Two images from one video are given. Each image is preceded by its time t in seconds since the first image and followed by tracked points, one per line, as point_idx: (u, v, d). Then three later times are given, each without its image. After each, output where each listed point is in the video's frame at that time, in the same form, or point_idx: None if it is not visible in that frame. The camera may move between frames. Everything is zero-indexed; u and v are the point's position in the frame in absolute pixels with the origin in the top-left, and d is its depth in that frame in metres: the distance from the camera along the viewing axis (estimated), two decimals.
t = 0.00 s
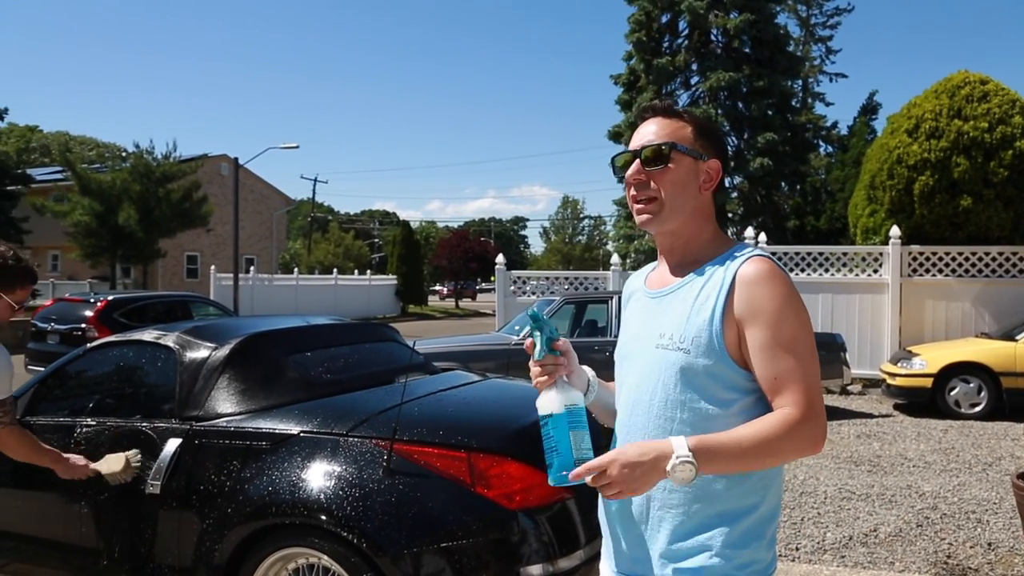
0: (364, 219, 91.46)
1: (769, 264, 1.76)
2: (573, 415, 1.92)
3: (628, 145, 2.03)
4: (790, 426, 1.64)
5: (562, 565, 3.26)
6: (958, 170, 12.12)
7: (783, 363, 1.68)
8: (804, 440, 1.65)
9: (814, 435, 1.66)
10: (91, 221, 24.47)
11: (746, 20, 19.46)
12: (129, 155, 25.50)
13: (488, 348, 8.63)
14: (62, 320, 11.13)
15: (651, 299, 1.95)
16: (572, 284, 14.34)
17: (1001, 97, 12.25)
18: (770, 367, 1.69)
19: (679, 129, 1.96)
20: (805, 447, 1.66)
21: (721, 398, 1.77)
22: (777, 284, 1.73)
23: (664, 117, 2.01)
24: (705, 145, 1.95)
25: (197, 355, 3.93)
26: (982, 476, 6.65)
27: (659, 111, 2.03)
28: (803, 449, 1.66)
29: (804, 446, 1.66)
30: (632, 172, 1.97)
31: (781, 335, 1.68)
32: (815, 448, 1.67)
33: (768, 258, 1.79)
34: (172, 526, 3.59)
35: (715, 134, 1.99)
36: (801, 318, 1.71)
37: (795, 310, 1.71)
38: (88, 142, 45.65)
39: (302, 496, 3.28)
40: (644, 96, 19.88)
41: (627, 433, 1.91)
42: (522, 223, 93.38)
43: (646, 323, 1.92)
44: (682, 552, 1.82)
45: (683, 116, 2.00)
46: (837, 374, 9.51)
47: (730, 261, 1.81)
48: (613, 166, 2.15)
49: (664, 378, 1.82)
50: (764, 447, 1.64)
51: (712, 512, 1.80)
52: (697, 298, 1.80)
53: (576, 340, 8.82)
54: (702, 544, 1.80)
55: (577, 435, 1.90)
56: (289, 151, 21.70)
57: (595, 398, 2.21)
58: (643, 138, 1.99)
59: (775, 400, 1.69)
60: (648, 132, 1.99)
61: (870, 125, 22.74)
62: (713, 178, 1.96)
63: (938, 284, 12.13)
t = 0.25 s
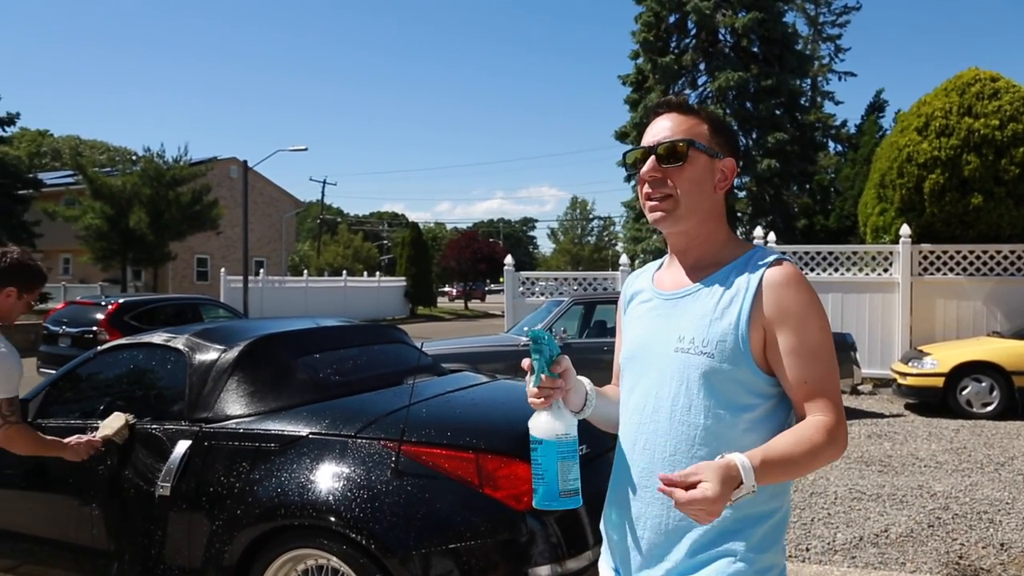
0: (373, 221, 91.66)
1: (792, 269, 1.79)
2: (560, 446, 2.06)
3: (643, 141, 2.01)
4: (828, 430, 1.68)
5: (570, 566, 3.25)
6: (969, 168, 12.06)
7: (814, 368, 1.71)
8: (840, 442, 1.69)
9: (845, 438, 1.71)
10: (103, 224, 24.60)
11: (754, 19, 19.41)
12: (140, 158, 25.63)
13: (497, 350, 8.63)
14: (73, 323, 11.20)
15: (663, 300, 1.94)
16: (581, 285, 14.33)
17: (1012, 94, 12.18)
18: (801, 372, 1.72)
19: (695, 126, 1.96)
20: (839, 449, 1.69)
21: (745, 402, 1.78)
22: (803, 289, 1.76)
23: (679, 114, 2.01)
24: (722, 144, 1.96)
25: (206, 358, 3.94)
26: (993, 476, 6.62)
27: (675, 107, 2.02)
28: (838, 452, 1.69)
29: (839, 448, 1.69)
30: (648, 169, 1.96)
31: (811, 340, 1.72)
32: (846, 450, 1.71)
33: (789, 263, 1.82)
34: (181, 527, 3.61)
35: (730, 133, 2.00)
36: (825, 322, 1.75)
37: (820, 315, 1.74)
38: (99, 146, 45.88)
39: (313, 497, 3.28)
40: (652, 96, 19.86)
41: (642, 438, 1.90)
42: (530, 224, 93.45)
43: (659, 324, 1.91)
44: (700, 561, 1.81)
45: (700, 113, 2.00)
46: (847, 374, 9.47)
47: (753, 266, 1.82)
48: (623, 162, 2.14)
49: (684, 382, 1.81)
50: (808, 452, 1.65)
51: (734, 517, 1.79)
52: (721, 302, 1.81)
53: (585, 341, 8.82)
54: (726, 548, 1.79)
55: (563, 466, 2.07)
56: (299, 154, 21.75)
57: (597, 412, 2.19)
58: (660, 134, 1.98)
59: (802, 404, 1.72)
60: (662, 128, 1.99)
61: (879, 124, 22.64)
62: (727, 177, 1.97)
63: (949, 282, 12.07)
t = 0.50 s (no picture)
0: (391, 223, 91.97)
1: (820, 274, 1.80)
2: (576, 457, 2.08)
3: (669, 134, 2.00)
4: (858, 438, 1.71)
5: (589, 567, 3.25)
6: (991, 166, 11.95)
7: (841, 374, 1.74)
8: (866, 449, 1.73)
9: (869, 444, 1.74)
10: (124, 228, 24.84)
11: (772, 18, 19.30)
12: (160, 162, 25.87)
13: (515, 351, 8.64)
14: (95, 325, 11.31)
15: (685, 300, 1.92)
16: (599, 286, 14.31)
17: None
18: (830, 380, 1.74)
19: (725, 120, 1.96)
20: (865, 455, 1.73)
21: (771, 407, 1.79)
22: (830, 295, 1.78)
23: (708, 107, 2.01)
24: (751, 140, 1.97)
25: (225, 359, 3.97)
26: (1017, 478, 6.54)
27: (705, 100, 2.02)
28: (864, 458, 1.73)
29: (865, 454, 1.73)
30: (676, 163, 1.94)
31: (838, 348, 1.74)
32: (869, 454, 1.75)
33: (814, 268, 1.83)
34: (202, 528, 3.63)
35: (757, 130, 2.01)
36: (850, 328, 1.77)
37: (846, 322, 1.77)
38: (121, 150, 46.35)
39: (332, 498, 3.30)
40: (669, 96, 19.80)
41: (664, 442, 1.89)
42: (547, 225, 93.41)
43: (682, 327, 1.89)
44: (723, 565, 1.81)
45: (729, 108, 2.00)
46: (868, 375, 9.39)
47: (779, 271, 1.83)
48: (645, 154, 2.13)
49: (711, 387, 1.80)
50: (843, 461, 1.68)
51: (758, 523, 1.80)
52: (749, 306, 1.80)
53: (603, 342, 8.80)
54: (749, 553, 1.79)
55: (581, 477, 2.09)
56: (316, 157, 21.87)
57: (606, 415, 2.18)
58: (688, 127, 1.98)
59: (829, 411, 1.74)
60: (690, 121, 1.99)
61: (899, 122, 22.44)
62: (756, 174, 1.97)
63: (971, 282, 11.95)
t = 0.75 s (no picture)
0: (405, 226, 92.23)
1: (836, 280, 1.80)
2: (569, 451, 2.10)
3: (686, 134, 2.00)
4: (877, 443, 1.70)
5: (603, 569, 3.25)
6: (1009, 167, 11.83)
7: (857, 381, 1.73)
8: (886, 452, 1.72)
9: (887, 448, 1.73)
10: (141, 231, 25.03)
11: (787, 19, 19.23)
12: (178, 166, 26.07)
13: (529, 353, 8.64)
14: (112, 328, 11.41)
15: (700, 306, 1.92)
16: (613, 288, 14.29)
17: None
18: (847, 386, 1.73)
19: (742, 121, 1.96)
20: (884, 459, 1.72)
21: (788, 413, 1.78)
22: (847, 301, 1.77)
23: (727, 106, 2.00)
24: (769, 141, 1.96)
25: (241, 362, 4.00)
26: None
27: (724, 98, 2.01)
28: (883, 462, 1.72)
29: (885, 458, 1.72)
30: (692, 165, 1.95)
31: (854, 355, 1.74)
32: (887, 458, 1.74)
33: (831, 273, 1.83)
34: (218, 529, 3.66)
35: (776, 131, 2.00)
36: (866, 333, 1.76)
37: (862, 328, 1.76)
38: (139, 155, 46.75)
39: (347, 501, 3.31)
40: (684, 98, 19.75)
41: (679, 448, 1.89)
42: (561, 228, 93.34)
43: (696, 334, 1.89)
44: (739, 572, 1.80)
45: (747, 108, 1.99)
46: (885, 376, 9.32)
47: (795, 277, 1.82)
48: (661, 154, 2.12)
49: (727, 394, 1.80)
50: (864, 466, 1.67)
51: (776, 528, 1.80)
52: (766, 314, 1.80)
53: (617, 344, 8.79)
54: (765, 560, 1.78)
55: (575, 470, 2.11)
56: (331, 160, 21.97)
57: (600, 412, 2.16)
58: (706, 127, 1.97)
59: (846, 416, 1.73)
60: (706, 121, 1.99)
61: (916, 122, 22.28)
62: (773, 177, 1.96)
63: (989, 283, 11.85)
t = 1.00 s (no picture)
0: (411, 228, 92.32)
1: (839, 284, 1.79)
2: (547, 448, 2.14)
3: (687, 136, 2.00)
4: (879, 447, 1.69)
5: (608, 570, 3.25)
6: (1016, 166, 11.78)
7: (859, 385, 1.73)
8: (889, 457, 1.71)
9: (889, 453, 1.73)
10: (148, 234, 25.13)
11: (791, 20, 19.20)
12: (184, 169, 26.17)
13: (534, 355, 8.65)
14: (119, 331, 11.45)
15: (702, 310, 1.92)
16: (619, 289, 14.29)
17: None
18: (850, 391, 1.73)
19: (743, 123, 1.95)
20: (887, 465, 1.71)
21: (790, 417, 1.78)
22: (850, 305, 1.77)
23: (727, 107, 2.00)
24: (770, 143, 1.95)
25: (246, 364, 4.01)
26: None
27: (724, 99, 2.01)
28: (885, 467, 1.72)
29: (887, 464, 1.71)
30: (689, 168, 1.95)
31: (856, 360, 1.73)
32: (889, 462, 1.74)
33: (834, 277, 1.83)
34: (223, 532, 3.67)
35: (779, 132, 1.99)
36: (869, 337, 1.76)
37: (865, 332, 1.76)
38: (145, 158, 46.91)
39: (352, 503, 3.32)
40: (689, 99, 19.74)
41: (681, 452, 1.89)
42: (567, 230, 93.26)
43: (697, 338, 1.90)
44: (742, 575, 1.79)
45: (748, 109, 1.99)
46: (891, 377, 9.30)
47: (797, 281, 1.82)
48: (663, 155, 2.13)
49: (729, 399, 1.80)
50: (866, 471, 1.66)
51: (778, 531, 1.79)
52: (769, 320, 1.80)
53: (623, 346, 8.79)
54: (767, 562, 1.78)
55: (553, 467, 2.15)
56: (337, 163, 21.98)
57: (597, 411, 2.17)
58: (706, 130, 1.98)
59: (848, 421, 1.73)
60: (707, 123, 1.99)
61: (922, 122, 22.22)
62: (774, 179, 1.96)
63: (996, 283, 11.81)
